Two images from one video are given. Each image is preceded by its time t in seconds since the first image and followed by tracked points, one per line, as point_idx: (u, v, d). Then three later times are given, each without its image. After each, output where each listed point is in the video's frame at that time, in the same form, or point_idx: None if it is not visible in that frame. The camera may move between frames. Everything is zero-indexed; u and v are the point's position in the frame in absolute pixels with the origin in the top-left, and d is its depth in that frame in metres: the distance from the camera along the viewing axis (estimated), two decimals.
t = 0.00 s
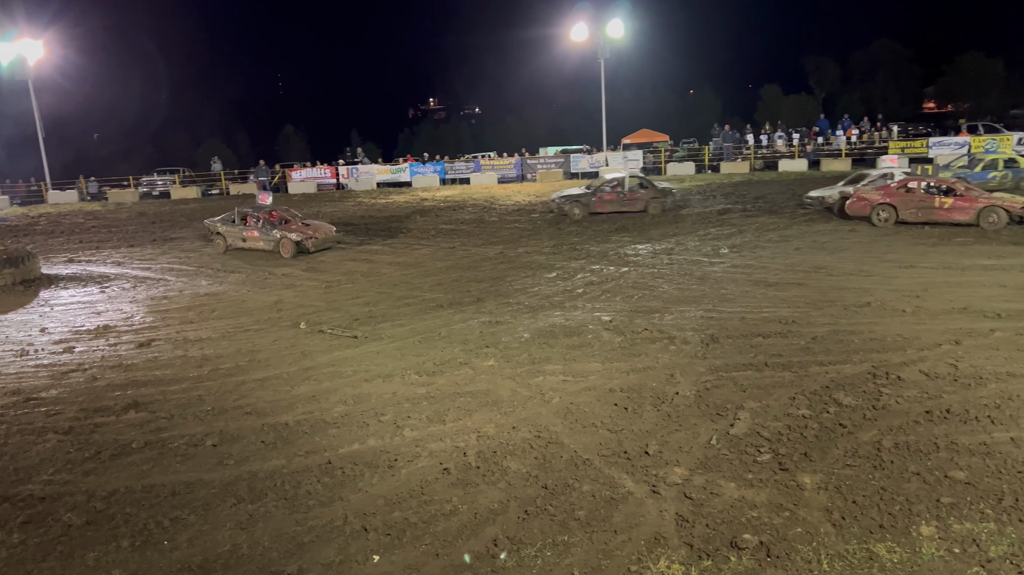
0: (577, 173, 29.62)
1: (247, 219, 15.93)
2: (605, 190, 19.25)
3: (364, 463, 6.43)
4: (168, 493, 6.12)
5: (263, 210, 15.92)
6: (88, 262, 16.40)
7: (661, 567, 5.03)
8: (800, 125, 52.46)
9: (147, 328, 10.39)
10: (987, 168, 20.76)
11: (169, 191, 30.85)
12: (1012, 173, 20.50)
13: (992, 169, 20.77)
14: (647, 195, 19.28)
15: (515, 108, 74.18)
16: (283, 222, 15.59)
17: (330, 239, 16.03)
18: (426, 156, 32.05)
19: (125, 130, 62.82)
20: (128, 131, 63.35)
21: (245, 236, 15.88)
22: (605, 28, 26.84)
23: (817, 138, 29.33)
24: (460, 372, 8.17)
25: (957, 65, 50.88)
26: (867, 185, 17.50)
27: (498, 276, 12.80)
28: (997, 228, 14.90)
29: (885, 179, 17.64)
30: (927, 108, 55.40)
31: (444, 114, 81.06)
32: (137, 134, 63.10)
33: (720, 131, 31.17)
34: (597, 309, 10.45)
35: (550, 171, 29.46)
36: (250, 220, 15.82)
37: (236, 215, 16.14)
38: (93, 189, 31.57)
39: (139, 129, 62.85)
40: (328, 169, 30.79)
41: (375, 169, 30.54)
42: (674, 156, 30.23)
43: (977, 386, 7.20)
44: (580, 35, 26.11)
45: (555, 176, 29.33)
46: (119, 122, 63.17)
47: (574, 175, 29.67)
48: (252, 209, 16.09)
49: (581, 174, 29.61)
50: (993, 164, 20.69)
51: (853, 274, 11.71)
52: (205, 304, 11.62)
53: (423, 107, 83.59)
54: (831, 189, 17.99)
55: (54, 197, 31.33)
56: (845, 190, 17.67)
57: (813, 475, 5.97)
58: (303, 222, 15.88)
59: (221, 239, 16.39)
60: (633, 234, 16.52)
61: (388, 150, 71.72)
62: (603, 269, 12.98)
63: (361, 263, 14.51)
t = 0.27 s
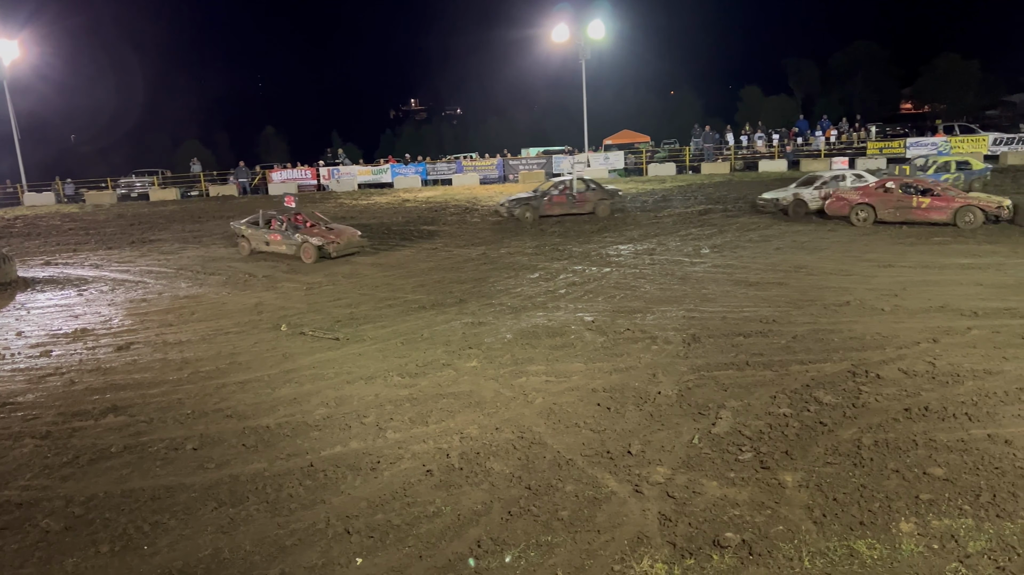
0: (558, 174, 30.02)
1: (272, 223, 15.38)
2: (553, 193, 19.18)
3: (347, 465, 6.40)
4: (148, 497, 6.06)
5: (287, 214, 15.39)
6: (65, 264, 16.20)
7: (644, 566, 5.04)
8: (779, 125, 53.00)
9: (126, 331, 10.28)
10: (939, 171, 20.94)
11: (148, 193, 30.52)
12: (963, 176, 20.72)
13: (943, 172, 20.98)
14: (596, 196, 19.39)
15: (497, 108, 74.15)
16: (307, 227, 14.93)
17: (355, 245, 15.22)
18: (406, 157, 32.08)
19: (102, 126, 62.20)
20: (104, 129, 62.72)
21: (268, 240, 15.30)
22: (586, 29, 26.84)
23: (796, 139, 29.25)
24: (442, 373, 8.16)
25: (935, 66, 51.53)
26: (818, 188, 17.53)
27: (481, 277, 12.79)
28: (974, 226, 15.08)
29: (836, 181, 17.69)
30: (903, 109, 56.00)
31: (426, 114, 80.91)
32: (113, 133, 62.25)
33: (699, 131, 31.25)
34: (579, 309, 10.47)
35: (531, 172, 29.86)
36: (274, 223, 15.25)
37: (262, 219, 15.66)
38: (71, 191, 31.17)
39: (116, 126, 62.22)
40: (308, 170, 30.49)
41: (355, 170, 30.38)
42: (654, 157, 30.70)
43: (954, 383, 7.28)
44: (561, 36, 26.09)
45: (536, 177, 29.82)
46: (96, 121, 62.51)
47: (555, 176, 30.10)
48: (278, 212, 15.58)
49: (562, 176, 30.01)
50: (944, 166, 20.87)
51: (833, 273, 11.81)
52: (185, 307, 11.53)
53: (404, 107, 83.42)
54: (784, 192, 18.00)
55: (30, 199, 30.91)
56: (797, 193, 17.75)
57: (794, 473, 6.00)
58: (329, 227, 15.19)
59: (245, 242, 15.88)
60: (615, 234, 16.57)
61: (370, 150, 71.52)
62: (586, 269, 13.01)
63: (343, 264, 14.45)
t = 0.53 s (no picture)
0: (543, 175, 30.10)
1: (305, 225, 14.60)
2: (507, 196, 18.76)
3: (331, 467, 6.37)
4: (130, 501, 6.00)
5: (321, 216, 14.70)
6: (44, 267, 16.01)
7: (630, 566, 5.05)
8: (762, 126, 53.45)
9: (108, 334, 10.19)
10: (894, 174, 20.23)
11: (130, 194, 30.23)
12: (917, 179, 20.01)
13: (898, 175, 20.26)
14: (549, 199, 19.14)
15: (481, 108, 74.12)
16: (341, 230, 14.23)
17: (390, 250, 14.54)
18: (390, 157, 31.89)
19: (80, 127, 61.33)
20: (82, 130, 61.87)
21: (300, 244, 14.54)
22: (570, 30, 26.87)
23: (779, 140, 29.65)
24: (428, 374, 8.13)
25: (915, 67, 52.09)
26: (774, 191, 17.32)
27: (466, 277, 12.77)
28: (954, 226, 15.24)
29: (791, 182, 17.40)
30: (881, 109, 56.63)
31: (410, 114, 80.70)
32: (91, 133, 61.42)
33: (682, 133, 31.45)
34: (565, 309, 10.48)
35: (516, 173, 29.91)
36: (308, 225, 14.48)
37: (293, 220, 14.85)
38: (51, 193, 30.81)
39: (94, 119, 61.06)
40: (292, 171, 30.28)
41: (339, 171, 30.28)
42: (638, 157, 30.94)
43: (935, 381, 7.35)
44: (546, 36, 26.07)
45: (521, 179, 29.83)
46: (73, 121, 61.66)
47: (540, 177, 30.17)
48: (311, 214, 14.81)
49: (548, 176, 30.14)
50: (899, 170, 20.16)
51: (815, 272, 11.89)
52: (167, 309, 11.44)
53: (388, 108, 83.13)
54: (742, 195, 17.74)
55: (10, 200, 30.52)
56: (755, 196, 17.53)
57: (778, 471, 6.04)
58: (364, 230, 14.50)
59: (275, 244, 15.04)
60: (599, 234, 16.60)
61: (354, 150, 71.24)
62: (571, 270, 13.02)
63: (327, 265, 14.38)
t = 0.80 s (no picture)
0: (529, 175, 30.13)
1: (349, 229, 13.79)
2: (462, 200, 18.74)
3: (318, 469, 6.34)
4: (114, 504, 5.95)
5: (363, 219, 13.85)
6: (25, 269, 15.84)
7: (617, 565, 5.06)
8: (747, 126, 53.77)
9: (90, 336, 10.09)
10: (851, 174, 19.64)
11: (113, 196, 29.94)
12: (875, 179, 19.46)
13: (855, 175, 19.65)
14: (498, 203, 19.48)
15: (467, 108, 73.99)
16: (387, 234, 13.44)
17: (438, 255, 13.73)
18: (376, 157, 31.72)
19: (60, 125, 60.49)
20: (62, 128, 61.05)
21: (343, 249, 13.73)
22: (555, 30, 26.88)
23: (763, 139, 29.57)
24: (414, 375, 8.12)
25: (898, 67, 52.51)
26: (735, 194, 17.17)
27: (452, 278, 12.76)
28: (936, 225, 15.38)
29: (748, 185, 17.35)
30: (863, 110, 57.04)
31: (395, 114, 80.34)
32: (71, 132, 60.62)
33: (667, 133, 31.51)
34: (551, 309, 10.48)
35: (502, 173, 30.06)
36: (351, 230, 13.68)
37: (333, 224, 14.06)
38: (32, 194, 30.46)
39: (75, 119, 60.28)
40: (276, 172, 30.19)
41: (325, 171, 30.05)
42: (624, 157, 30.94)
43: (919, 379, 7.41)
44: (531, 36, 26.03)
45: (506, 179, 30.05)
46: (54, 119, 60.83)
47: (526, 177, 30.18)
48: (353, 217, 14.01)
49: (534, 176, 30.16)
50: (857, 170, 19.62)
51: (799, 272, 11.95)
52: (150, 311, 11.34)
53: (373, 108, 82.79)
54: (701, 198, 17.34)
55: None
56: (715, 199, 17.15)
57: (764, 470, 6.06)
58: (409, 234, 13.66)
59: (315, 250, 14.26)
60: (585, 234, 16.62)
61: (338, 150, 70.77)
62: (557, 270, 13.03)
63: (313, 267, 14.31)
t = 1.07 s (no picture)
0: (515, 175, 30.17)
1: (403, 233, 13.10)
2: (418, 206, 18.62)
3: (304, 471, 6.32)
4: (99, 508, 5.90)
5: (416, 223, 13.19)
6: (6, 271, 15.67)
7: (604, 565, 5.07)
8: (733, 126, 54.04)
9: (74, 339, 10.01)
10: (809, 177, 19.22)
11: (96, 197, 29.68)
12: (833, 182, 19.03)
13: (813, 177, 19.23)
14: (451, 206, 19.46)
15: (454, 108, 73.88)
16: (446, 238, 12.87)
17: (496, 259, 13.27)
18: (362, 157, 31.65)
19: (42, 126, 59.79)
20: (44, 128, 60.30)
21: (397, 255, 13.06)
22: (541, 31, 26.92)
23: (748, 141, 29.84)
24: (401, 376, 8.10)
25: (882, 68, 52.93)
26: (695, 197, 17.12)
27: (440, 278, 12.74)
28: (919, 225, 15.48)
29: (707, 188, 17.35)
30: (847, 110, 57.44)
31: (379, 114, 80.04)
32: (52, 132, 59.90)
33: (653, 133, 31.61)
34: (538, 310, 10.50)
35: (489, 173, 30.08)
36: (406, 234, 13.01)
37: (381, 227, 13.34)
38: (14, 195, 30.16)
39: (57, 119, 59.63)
40: (261, 172, 30.09)
41: (310, 171, 29.98)
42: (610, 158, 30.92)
43: (902, 378, 7.47)
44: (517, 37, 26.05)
45: (493, 179, 30.01)
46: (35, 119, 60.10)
47: (513, 177, 30.23)
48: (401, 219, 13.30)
49: (520, 177, 30.20)
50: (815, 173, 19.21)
51: (784, 271, 12.02)
52: (135, 313, 11.26)
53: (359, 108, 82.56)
54: (661, 202, 17.20)
55: None
56: (675, 203, 17.09)
57: (750, 468, 6.09)
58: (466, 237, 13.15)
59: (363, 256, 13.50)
60: (571, 235, 16.66)
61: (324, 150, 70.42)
62: (544, 270, 13.05)
63: (299, 268, 14.25)
